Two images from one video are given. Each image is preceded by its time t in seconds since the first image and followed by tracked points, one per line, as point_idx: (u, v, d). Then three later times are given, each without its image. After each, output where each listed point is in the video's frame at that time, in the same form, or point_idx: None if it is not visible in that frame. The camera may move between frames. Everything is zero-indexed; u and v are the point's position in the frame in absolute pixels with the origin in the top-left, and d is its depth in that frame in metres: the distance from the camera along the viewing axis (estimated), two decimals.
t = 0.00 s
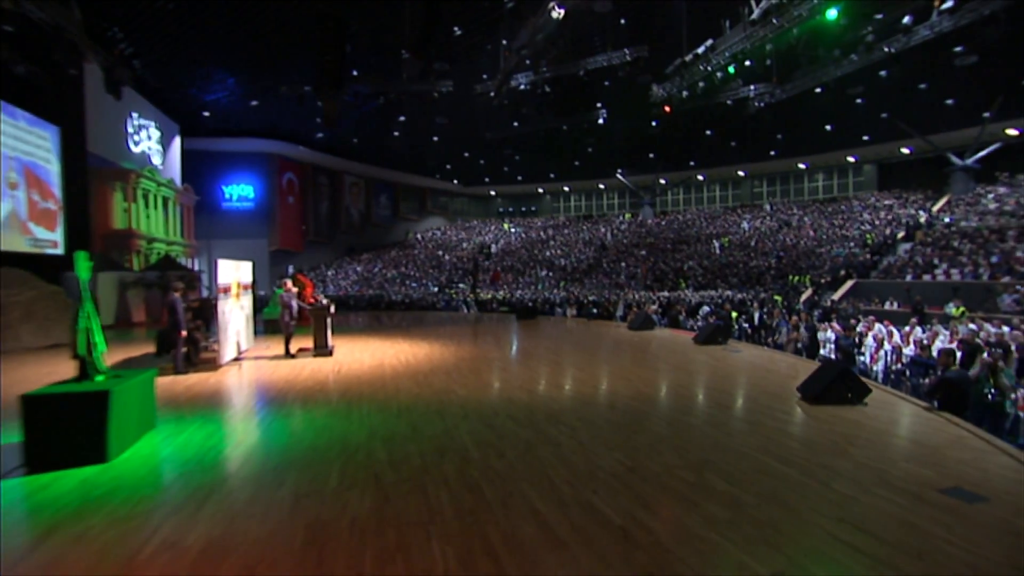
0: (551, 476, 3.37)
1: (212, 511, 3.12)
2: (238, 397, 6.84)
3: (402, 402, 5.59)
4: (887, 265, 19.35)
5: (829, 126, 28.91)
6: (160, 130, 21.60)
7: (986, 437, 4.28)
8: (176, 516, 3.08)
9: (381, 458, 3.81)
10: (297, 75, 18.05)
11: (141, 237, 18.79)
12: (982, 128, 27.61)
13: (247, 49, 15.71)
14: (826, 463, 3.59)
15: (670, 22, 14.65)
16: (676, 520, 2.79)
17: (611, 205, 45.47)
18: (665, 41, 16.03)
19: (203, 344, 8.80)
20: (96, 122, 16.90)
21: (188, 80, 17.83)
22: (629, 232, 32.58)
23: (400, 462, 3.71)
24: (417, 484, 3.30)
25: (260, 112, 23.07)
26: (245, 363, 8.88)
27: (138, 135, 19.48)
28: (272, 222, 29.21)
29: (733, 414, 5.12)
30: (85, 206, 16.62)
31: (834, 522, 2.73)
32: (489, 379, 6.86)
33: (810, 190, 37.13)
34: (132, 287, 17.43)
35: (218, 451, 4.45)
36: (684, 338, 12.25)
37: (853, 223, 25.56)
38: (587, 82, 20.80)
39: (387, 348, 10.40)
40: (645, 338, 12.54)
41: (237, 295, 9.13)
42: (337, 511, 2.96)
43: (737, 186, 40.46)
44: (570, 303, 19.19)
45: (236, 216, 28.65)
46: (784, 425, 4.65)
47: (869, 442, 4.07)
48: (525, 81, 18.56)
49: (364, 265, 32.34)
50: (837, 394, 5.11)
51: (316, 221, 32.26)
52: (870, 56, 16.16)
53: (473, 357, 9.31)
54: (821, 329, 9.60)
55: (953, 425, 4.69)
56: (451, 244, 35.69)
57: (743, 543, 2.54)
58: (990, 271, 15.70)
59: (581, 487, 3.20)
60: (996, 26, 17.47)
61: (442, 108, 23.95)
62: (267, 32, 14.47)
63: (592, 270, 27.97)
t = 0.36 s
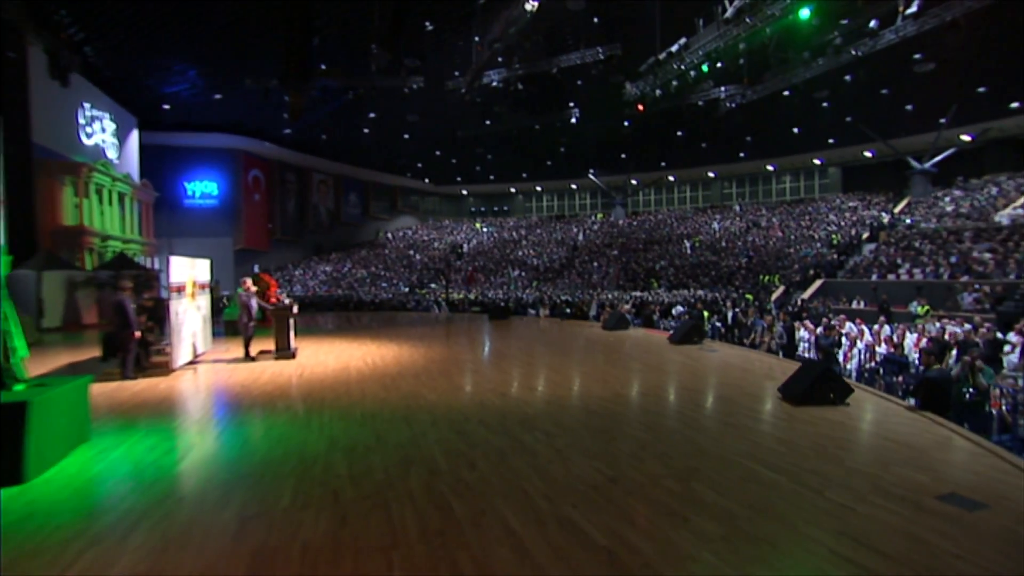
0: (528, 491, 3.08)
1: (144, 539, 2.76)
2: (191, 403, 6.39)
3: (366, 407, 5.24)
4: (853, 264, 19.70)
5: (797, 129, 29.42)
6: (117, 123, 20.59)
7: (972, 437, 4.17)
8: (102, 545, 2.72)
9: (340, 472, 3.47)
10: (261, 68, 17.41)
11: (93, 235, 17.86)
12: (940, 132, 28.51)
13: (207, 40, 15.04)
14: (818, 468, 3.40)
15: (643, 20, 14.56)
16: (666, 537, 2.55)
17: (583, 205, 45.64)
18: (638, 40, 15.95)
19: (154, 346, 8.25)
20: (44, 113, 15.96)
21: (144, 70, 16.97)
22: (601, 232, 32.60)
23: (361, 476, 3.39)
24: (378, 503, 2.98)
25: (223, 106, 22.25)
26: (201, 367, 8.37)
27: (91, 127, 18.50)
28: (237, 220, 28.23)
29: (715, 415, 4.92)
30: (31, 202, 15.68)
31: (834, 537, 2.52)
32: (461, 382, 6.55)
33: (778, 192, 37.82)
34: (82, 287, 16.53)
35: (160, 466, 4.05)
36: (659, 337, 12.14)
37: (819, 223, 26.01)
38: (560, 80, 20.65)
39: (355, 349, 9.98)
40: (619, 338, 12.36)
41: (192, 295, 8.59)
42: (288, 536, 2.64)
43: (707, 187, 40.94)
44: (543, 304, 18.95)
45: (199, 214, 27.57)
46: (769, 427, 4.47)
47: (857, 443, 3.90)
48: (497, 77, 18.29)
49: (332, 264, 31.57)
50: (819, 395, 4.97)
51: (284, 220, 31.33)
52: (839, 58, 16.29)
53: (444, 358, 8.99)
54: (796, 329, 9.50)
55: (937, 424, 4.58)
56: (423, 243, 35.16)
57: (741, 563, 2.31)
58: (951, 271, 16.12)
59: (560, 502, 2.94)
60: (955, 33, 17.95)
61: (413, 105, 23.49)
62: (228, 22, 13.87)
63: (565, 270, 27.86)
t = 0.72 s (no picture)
0: (503, 509, 2.79)
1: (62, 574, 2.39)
2: (140, 411, 5.91)
3: (329, 415, 4.88)
4: (822, 264, 20.00)
5: (766, 131, 29.87)
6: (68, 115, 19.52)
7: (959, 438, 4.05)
8: None
9: (294, 491, 3.13)
10: (223, 61, 16.73)
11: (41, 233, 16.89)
12: (901, 136, 29.29)
13: (165, 29, 14.35)
14: (809, 475, 3.20)
15: (616, 18, 14.45)
16: (655, 560, 2.29)
17: (555, 205, 45.75)
18: (611, 38, 15.83)
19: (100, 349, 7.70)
20: None
21: (98, 61, 16.12)
22: (574, 232, 32.56)
23: (316, 495, 3.05)
24: (334, 526, 2.66)
25: (184, 101, 21.38)
26: (153, 372, 7.84)
27: (37, 117, 17.42)
28: (200, 218, 27.19)
29: (700, 419, 4.69)
30: None
31: (838, 556, 2.31)
32: (431, 386, 6.23)
33: (747, 193, 38.44)
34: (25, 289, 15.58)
35: (97, 483, 3.64)
36: (634, 337, 12.01)
37: (787, 224, 26.42)
38: (533, 78, 20.46)
39: (321, 352, 9.54)
40: (593, 338, 12.16)
41: (144, 295, 8.05)
42: (228, 569, 2.30)
43: (678, 187, 41.29)
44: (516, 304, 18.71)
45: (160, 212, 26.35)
46: (755, 430, 4.28)
47: (847, 446, 3.73)
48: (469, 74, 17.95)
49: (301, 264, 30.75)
50: (802, 395, 4.82)
51: (250, 218, 30.35)
52: (808, 60, 16.33)
53: (414, 361, 8.64)
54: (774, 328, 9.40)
55: (922, 424, 4.47)
56: (394, 243, 34.58)
57: None
58: (914, 270, 16.46)
59: (538, 520, 2.66)
60: (918, 38, 18.37)
61: (383, 102, 22.99)
62: (187, 10, 13.24)
63: (538, 270, 27.67)
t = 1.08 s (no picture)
0: (475, 530, 2.52)
1: None
2: (83, 420, 5.43)
3: (288, 423, 4.53)
4: (791, 264, 20.26)
5: (736, 133, 30.27)
6: (14, 106, 18.44)
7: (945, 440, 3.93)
8: None
9: (241, 513, 2.79)
10: (182, 51, 16.00)
11: None
12: (864, 140, 30.01)
13: (119, 16, 13.62)
14: (801, 483, 3.00)
15: (590, 15, 14.32)
16: None
17: (528, 205, 45.73)
18: (584, 35, 15.69)
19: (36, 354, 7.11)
20: None
21: (47, 49, 15.23)
22: (546, 232, 32.44)
23: (267, 517, 2.73)
24: (284, 554, 2.35)
25: (142, 94, 20.47)
26: (98, 378, 7.30)
27: None
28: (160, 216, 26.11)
29: (682, 422, 4.49)
30: None
31: None
32: (400, 390, 5.90)
33: (717, 194, 38.98)
34: None
35: (25, 503, 3.25)
36: (609, 337, 11.86)
37: (756, 225, 26.77)
38: (505, 76, 20.24)
39: (284, 355, 9.09)
40: (567, 339, 11.95)
41: (87, 296, 7.48)
42: None
43: (649, 188, 41.60)
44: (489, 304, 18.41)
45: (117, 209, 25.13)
46: (740, 432, 4.10)
47: (837, 450, 3.56)
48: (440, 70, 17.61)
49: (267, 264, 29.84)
50: (786, 396, 4.67)
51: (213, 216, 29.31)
52: (779, 60, 16.40)
53: (382, 363, 8.27)
54: (751, 329, 9.31)
55: (907, 426, 4.35)
56: (364, 242, 33.90)
57: None
58: (880, 270, 16.77)
59: (515, 542, 2.39)
60: (881, 42, 18.82)
61: (353, 98, 22.45)
62: None
63: (510, 270, 27.42)
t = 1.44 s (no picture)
0: (445, 558, 2.23)
1: None
2: (15, 430, 4.92)
3: (243, 434, 4.15)
4: (763, 264, 20.46)
5: (708, 134, 30.58)
6: None
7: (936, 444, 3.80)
8: None
9: (176, 545, 2.43)
10: (141, 41, 15.28)
11: None
12: (831, 143, 30.62)
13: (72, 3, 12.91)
14: (797, 495, 2.80)
15: (564, 12, 14.17)
16: None
17: (501, 205, 45.53)
18: (558, 32, 15.51)
19: None
20: None
21: None
22: (520, 232, 32.24)
23: (207, 548, 2.38)
24: None
25: (98, 86, 19.55)
26: (37, 386, 6.73)
27: None
28: (119, 214, 24.85)
29: (667, 426, 4.27)
30: None
31: None
32: (367, 396, 5.56)
33: (689, 195, 39.39)
34: None
35: None
36: (585, 338, 11.68)
37: (728, 225, 27.04)
38: (479, 73, 19.98)
39: (245, 358, 8.62)
40: (541, 340, 11.70)
41: (24, 296, 6.86)
42: None
43: (623, 189, 41.78)
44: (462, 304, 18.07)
45: (72, 204, 23.67)
46: (726, 437, 3.90)
47: (830, 456, 3.39)
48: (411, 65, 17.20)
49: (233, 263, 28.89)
50: (771, 398, 4.50)
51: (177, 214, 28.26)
52: (753, 61, 16.47)
53: (350, 367, 7.91)
54: (729, 330, 9.21)
55: (896, 429, 4.22)
56: (334, 242, 33.16)
57: None
58: (849, 270, 17.03)
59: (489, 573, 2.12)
60: (848, 47, 19.20)
61: (322, 94, 21.86)
62: None
63: (484, 270, 27.11)
